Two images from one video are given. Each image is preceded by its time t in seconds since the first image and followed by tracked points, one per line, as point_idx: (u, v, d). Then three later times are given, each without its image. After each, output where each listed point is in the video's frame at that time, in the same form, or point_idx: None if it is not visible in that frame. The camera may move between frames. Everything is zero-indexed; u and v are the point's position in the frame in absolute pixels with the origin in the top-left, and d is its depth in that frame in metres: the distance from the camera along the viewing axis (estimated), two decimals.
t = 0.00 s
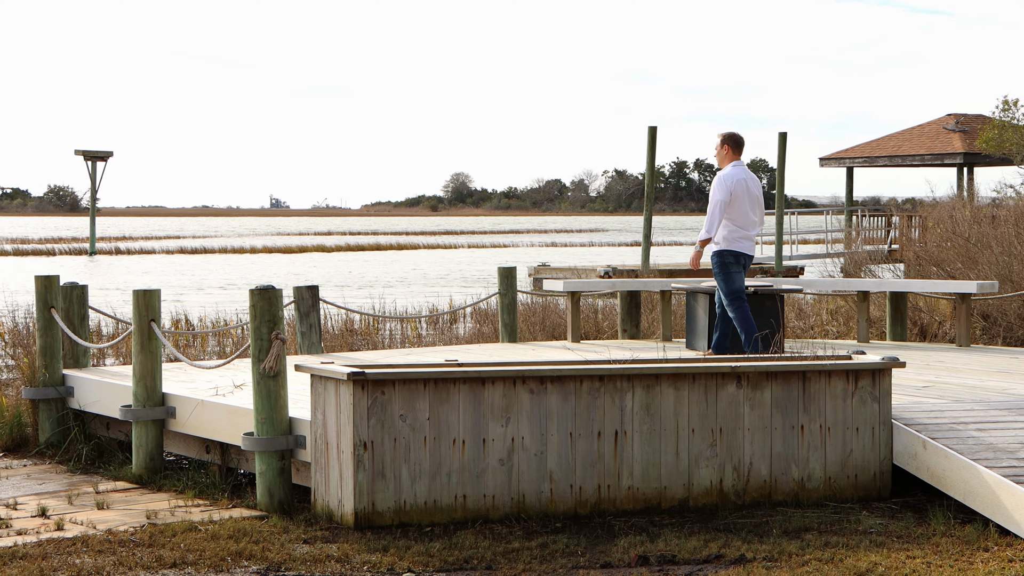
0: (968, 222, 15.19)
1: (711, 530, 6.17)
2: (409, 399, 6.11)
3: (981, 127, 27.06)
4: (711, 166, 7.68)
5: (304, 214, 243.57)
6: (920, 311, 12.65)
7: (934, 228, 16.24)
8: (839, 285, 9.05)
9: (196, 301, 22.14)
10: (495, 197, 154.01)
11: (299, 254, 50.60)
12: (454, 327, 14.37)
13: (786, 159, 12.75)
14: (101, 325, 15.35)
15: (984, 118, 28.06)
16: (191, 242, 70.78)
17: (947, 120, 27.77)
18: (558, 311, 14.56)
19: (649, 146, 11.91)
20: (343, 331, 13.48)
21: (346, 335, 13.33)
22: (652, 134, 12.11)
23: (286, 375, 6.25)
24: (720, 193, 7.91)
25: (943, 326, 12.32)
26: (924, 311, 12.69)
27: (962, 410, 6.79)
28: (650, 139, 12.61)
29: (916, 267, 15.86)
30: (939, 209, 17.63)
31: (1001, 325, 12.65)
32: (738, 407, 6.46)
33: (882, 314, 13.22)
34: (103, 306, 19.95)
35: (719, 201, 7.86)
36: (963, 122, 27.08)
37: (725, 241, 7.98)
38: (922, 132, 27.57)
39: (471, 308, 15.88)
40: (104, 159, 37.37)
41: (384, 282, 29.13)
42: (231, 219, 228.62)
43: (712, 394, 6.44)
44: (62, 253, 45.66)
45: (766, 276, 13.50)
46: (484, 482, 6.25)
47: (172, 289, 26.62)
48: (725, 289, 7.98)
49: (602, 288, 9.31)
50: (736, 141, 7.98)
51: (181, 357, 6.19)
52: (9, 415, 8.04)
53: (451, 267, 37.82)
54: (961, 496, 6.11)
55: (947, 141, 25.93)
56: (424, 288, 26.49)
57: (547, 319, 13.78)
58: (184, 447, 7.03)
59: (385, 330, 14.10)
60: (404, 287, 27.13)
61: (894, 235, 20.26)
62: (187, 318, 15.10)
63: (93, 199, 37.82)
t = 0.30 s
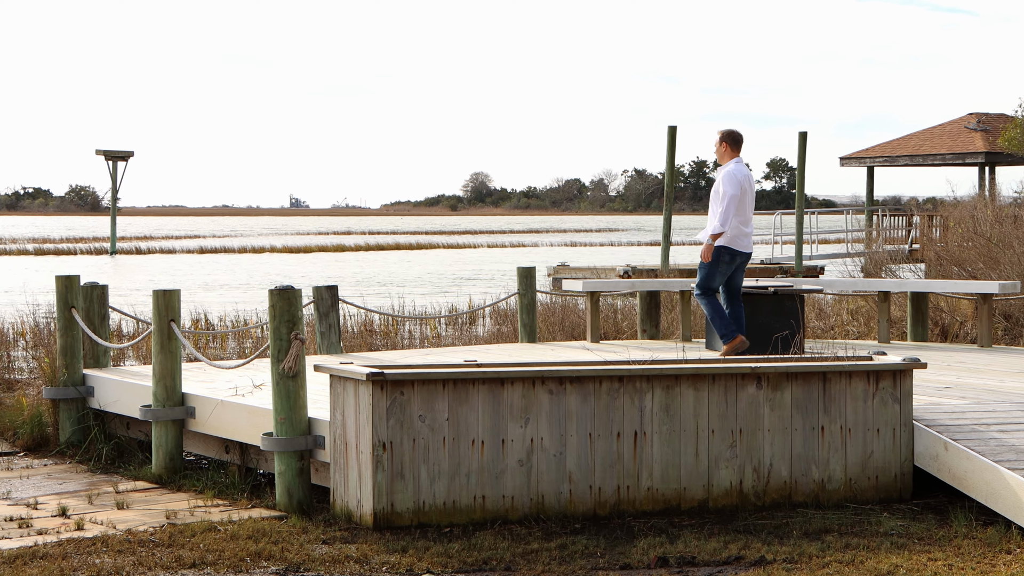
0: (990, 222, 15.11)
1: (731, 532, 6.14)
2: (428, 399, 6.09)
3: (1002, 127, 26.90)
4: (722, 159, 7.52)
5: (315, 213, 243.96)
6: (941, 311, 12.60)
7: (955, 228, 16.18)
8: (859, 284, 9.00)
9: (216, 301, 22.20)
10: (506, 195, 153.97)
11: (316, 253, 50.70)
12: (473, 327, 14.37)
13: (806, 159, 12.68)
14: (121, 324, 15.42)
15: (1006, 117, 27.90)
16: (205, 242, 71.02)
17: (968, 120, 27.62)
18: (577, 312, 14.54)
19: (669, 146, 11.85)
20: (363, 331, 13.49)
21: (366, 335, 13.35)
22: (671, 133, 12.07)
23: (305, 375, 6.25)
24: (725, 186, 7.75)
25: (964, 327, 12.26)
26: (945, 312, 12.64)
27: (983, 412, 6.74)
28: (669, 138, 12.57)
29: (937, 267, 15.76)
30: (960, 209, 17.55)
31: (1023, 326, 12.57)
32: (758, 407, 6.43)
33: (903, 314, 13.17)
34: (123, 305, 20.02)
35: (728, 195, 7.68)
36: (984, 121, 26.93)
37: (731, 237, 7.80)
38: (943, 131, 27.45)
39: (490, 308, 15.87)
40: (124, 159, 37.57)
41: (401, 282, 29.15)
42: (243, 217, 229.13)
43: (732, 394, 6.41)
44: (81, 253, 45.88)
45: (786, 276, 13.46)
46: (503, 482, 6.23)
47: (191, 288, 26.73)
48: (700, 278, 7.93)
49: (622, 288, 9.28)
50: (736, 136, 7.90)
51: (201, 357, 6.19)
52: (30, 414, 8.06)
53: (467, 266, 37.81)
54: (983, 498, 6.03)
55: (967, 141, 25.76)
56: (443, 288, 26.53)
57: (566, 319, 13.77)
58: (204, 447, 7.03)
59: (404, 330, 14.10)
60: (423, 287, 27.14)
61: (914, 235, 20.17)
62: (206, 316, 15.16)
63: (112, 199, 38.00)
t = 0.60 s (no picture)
0: (1005, 221, 15.06)
1: (744, 532, 6.12)
2: (441, 399, 6.09)
3: (1018, 126, 26.74)
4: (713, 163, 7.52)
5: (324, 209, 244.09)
6: (956, 311, 12.57)
7: (970, 227, 16.12)
8: (874, 285, 8.95)
9: (230, 301, 22.23)
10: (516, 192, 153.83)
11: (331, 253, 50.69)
12: (486, 327, 14.37)
13: (820, 159, 12.61)
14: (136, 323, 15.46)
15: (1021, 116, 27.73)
16: (217, 240, 71.14)
17: (983, 119, 27.46)
18: (590, 311, 14.53)
19: (682, 145, 11.80)
20: (376, 331, 13.50)
21: (379, 334, 13.35)
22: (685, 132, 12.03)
23: (318, 375, 6.25)
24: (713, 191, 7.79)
25: (978, 327, 12.23)
26: (959, 311, 12.62)
27: (999, 413, 6.70)
28: (683, 137, 12.53)
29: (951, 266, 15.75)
30: (976, 208, 17.45)
31: None
32: (772, 408, 6.41)
33: (917, 314, 13.13)
34: (137, 305, 20.07)
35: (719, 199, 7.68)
36: (1000, 120, 26.77)
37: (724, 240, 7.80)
38: (958, 131, 27.30)
39: (504, 308, 15.85)
40: (137, 158, 37.67)
41: (414, 281, 29.12)
42: (252, 214, 229.32)
43: (746, 395, 6.39)
44: (95, 252, 45.99)
45: (800, 276, 13.42)
46: (516, 483, 6.23)
47: (206, 288, 26.79)
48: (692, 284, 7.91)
49: (635, 288, 9.24)
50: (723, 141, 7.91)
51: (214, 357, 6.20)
52: (45, 415, 8.07)
53: (479, 266, 37.77)
54: (997, 499, 5.96)
55: (983, 140, 25.59)
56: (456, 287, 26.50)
57: (580, 319, 13.76)
58: (217, 447, 7.04)
59: (417, 330, 14.10)
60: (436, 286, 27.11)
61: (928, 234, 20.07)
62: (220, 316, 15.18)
63: (127, 198, 38.12)
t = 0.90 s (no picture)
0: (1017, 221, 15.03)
1: (755, 533, 6.11)
2: (451, 399, 6.09)
3: None
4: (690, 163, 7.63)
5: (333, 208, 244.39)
6: (968, 311, 12.56)
7: (982, 227, 16.07)
8: (886, 286, 8.93)
9: (242, 301, 22.26)
10: (524, 191, 153.79)
11: (342, 253, 50.74)
12: (497, 327, 14.36)
13: (832, 159, 12.56)
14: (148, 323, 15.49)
15: None
16: (228, 239, 71.33)
17: (996, 118, 27.36)
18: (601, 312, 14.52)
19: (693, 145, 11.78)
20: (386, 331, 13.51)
21: (390, 335, 13.36)
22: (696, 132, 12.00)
23: (329, 375, 6.26)
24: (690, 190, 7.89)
25: (990, 327, 12.23)
26: (971, 311, 12.60)
27: (1010, 413, 6.68)
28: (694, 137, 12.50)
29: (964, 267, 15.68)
30: (987, 208, 17.39)
31: None
32: (783, 408, 6.40)
33: (929, 314, 13.11)
34: (149, 305, 20.11)
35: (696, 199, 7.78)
36: (1012, 120, 26.66)
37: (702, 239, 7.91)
38: (970, 131, 27.19)
39: (514, 308, 15.84)
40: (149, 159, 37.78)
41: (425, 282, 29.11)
42: (261, 213, 229.76)
43: (756, 395, 6.38)
44: (109, 253, 46.12)
45: (811, 276, 13.41)
46: (526, 483, 6.23)
47: (218, 288, 26.85)
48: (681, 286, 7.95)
49: (646, 288, 9.23)
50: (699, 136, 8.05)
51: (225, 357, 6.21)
52: (56, 414, 8.10)
53: (489, 266, 37.74)
54: (1009, 500, 5.94)
55: (995, 140, 25.46)
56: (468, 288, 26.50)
57: (590, 319, 13.76)
58: (227, 447, 7.06)
59: (428, 330, 14.10)
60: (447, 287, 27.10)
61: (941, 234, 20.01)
62: (232, 316, 15.21)
63: (139, 199, 38.23)
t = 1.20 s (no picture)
0: None
1: (762, 534, 6.11)
2: (459, 400, 6.10)
3: None
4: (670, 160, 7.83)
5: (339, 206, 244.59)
6: (976, 312, 12.55)
7: (990, 228, 16.02)
8: (893, 287, 8.88)
9: (250, 302, 22.29)
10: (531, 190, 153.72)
11: (350, 253, 50.83)
12: (505, 327, 14.38)
13: (840, 159, 12.55)
14: (156, 324, 15.53)
15: None
16: (235, 238, 71.49)
17: (1005, 119, 27.26)
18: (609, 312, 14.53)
19: (701, 145, 11.78)
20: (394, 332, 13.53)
21: (398, 335, 13.38)
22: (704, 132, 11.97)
23: (337, 376, 6.28)
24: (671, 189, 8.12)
25: (999, 328, 12.23)
26: (980, 312, 12.60)
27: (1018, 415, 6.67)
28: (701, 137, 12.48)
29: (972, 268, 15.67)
30: (996, 208, 17.33)
31: None
32: (790, 410, 6.40)
33: (937, 314, 13.10)
34: (158, 306, 20.17)
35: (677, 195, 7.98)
36: (1022, 120, 26.55)
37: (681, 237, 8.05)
38: (979, 131, 27.10)
39: (522, 309, 15.85)
40: (158, 159, 37.93)
41: (432, 282, 29.12)
42: (268, 212, 230.02)
43: (764, 397, 6.38)
44: (118, 253, 46.27)
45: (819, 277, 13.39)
46: (534, 484, 6.23)
47: (227, 288, 26.93)
48: (672, 284, 8.09)
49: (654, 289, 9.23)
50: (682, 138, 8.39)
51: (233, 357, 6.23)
52: (65, 414, 8.12)
53: (496, 266, 37.75)
54: (1017, 502, 5.90)
55: (1004, 140, 25.36)
56: (476, 288, 26.51)
57: (598, 320, 13.77)
58: (236, 447, 7.07)
59: (436, 331, 14.12)
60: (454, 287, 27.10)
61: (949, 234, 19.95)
62: (240, 316, 15.25)
63: (149, 199, 38.36)
